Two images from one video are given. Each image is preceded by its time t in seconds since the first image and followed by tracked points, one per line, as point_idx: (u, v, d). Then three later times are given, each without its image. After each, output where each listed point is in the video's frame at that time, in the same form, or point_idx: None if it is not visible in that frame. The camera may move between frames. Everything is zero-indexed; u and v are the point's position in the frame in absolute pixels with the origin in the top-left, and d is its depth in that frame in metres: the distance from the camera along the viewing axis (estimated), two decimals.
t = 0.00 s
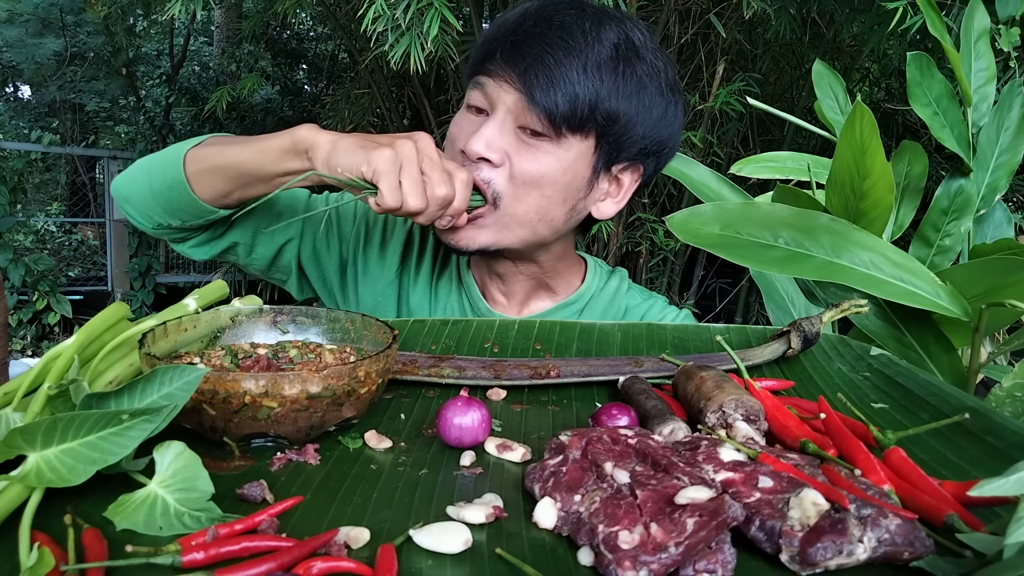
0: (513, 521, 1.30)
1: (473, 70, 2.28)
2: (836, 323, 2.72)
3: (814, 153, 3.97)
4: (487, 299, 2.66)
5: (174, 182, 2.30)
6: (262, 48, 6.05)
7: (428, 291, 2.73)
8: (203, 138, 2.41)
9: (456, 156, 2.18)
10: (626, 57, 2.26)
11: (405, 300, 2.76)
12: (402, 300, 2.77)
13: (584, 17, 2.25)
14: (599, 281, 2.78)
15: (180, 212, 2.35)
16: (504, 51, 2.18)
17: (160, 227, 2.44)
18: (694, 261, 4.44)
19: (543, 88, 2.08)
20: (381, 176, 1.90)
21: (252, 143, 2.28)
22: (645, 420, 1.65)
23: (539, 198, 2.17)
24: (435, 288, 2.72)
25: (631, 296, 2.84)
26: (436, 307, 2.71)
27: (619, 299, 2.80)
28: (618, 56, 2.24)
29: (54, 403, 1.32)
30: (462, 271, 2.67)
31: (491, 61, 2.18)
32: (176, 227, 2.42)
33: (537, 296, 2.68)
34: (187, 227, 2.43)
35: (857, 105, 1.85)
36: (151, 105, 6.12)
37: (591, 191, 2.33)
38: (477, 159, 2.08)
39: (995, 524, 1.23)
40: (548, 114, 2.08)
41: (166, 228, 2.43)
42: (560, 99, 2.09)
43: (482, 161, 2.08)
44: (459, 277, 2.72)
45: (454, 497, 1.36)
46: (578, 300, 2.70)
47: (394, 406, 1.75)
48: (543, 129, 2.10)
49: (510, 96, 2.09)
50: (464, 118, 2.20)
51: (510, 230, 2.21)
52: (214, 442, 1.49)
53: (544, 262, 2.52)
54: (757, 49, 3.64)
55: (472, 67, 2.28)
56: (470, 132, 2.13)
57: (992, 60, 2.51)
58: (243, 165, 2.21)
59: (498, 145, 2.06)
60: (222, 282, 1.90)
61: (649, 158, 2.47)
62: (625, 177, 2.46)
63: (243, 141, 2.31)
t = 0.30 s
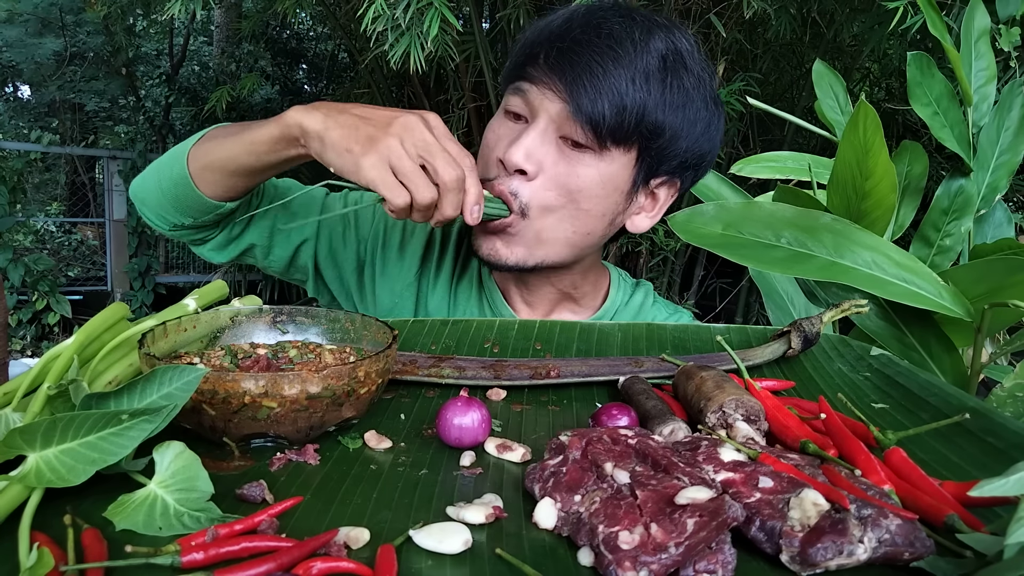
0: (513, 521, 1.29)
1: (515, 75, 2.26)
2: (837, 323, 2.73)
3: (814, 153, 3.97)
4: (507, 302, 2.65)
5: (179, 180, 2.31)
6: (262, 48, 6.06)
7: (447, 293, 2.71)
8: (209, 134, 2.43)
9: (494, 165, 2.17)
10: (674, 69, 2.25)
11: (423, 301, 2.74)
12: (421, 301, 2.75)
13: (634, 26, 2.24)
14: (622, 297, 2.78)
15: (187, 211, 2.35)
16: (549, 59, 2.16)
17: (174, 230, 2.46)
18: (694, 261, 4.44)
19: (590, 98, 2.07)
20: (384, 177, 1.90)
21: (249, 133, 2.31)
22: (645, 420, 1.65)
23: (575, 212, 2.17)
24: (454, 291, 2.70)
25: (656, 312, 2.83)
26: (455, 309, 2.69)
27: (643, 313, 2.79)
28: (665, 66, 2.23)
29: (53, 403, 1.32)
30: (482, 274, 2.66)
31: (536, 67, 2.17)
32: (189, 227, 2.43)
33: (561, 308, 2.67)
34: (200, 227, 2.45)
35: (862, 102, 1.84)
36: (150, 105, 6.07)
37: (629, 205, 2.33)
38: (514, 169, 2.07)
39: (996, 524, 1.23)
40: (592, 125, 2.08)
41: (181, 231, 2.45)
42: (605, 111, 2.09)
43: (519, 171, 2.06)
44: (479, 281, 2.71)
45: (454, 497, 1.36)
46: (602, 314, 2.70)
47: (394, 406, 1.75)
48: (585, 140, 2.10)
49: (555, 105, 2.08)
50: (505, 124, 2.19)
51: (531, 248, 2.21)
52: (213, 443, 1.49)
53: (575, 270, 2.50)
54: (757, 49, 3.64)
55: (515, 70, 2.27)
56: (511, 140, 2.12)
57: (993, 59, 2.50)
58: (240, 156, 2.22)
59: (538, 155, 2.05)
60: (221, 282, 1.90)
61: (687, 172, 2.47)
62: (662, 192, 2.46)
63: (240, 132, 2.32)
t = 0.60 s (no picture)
0: (513, 521, 1.30)
1: (522, 80, 2.25)
2: (836, 323, 2.73)
3: (814, 153, 3.97)
4: (511, 307, 2.65)
5: (178, 207, 2.31)
6: (263, 48, 6.07)
7: (451, 298, 2.73)
8: (207, 155, 2.41)
9: (498, 171, 2.16)
10: (683, 80, 2.24)
11: (427, 307, 2.76)
12: (425, 307, 2.76)
13: (645, 35, 2.22)
14: (625, 298, 2.78)
15: (188, 234, 2.37)
16: (558, 67, 2.15)
17: (176, 248, 2.47)
18: (694, 261, 4.45)
19: (597, 111, 2.06)
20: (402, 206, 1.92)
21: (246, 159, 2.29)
22: (645, 420, 1.65)
23: (577, 222, 2.17)
24: (458, 296, 2.72)
25: (659, 312, 2.83)
26: (459, 314, 2.71)
27: (647, 314, 2.79)
28: (675, 78, 2.22)
29: (54, 403, 1.32)
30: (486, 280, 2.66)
31: (544, 75, 2.16)
32: (192, 246, 2.44)
33: (564, 311, 2.68)
34: (203, 245, 2.46)
35: (862, 101, 1.84)
36: (151, 105, 6.11)
37: (634, 216, 2.34)
38: (517, 178, 2.06)
39: (995, 524, 1.23)
40: (598, 138, 2.07)
41: (184, 249, 2.46)
42: (611, 124, 2.08)
43: (522, 181, 2.06)
44: (483, 284, 2.71)
45: (453, 497, 1.36)
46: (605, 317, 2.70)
47: (394, 406, 1.76)
48: (592, 152, 2.09)
49: (561, 116, 2.07)
50: (511, 132, 2.18)
51: (533, 251, 2.21)
52: (214, 442, 1.49)
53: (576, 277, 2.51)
54: (757, 49, 3.64)
55: (522, 75, 2.25)
56: (517, 148, 2.11)
57: (993, 60, 2.50)
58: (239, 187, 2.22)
59: (543, 165, 2.05)
60: (222, 282, 1.90)
61: (694, 182, 2.47)
62: (667, 203, 2.46)
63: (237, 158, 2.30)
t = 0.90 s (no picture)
0: (513, 522, 1.29)
1: (510, 76, 2.24)
2: (837, 323, 2.73)
3: (815, 152, 3.97)
4: (507, 309, 2.64)
5: (173, 220, 2.30)
6: (261, 47, 6.06)
7: (447, 300, 2.73)
8: (199, 165, 2.36)
9: (489, 173, 2.15)
10: (671, 71, 2.24)
11: (423, 310, 2.76)
12: (421, 310, 2.77)
13: (631, 27, 2.21)
14: (622, 299, 2.77)
15: (183, 241, 2.38)
16: (545, 61, 2.14)
17: (171, 248, 2.47)
18: (694, 261, 4.44)
19: (586, 104, 2.05)
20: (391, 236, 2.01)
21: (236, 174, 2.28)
22: (646, 421, 1.65)
23: (570, 219, 2.16)
24: (453, 300, 2.72)
25: (657, 312, 2.83)
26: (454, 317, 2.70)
27: (644, 314, 2.79)
28: (662, 69, 2.22)
29: (52, 403, 1.32)
30: (480, 283, 2.66)
31: (532, 71, 2.15)
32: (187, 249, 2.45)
33: (561, 312, 2.67)
34: (198, 249, 2.45)
35: (863, 101, 1.83)
36: (149, 105, 6.07)
37: (627, 209, 2.33)
38: (509, 176, 2.04)
39: (997, 525, 1.22)
40: (588, 131, 2.06)
41: (178, 249, 2.46)
42: (600, 117, 2.07)
43: (514, 179, 2.04)
44: (478, 288, 2.71)
45: (453, 498, 1.35)
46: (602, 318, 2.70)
47: (394, 407, 1.75)
48: (582, 146, 2.08)
49: (550, 111, 2.06)
50: (501, 130, 2.17)
51: (532, 254, 2.20)
52: (212, 443, 1.49)
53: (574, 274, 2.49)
54: (757, 48, 3.64)
55: (510, 72, 2.24)
56: (507, 147, 2.10)
57: (994, 59, 2.50)
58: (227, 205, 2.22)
59: (535, 162, 2.03)
60: (220, 282, 1.89)
61: (686, 173, 2.46)
62: (661, 196, 2.45)
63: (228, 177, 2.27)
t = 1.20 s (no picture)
0: (513, 522, 1.29)
1: (500, 85, 2.21)
2: (837, 323, 2.73)
3: (815, 152, 3.97)
4: (506, 309, 2.65)
5: (172, 231, 2.31)
6: (261, 48, 6.07)
7: (446, 300, 2.74)
8: (197, 176, 2.36)
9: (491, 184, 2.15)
10: (662, 69, 2.22)
11: (423, 309, 2.77)
12: (421, 309, 2.78)
13: (618, 28, 2.19)
14: (619, 298, 2.77)
15: (185, 251, 2.39)
16: (536, 69, 2.11)
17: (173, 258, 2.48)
18: (694, 261, 4.44)
19: (584, 110, 2.03)
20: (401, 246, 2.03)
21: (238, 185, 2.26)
22: (646, 421, 1.65)
23: (579, 223, 2.17)
24: (453, 298, 2.72)
25: (655, 312, 2.82)
26: (455, 315, 2.71)
27: (642, 314, 2.79)
28: (653, 68, 2.20)
29: (52, 403, 1.31)
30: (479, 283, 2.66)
31: (523, 80, 2.12)
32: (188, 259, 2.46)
33: (560, 311, 2.66)
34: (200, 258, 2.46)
35: (864, 100, 1.82)
36: (150, 105, 6.08)
37: (628, 207, 2.34)
38: (514, 189, 2.05)
39: (997, 525, 1.22)
40: (588, 137, 2.05)
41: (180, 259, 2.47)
42: (599, 122, 2.06)
43: (519, 192, 2.05)
44: (477, 285, 2.71)
45: (453, 498, 1.35)
46: (601, 317, 2.70)
47: (394, 407, 1.75)
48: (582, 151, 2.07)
49: (548, 121, 2.04)
50: (496, 141, 2.14)
51: (533, 255, 2.20)
52: (212, 443, 1.49)
53: (575, 277, 2.49)
54: (758, 48, 3.63)
55: (499, 81, 2.20)
56: (506, 159, 2.09)
57: (994, 59, 2.50)
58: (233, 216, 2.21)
59: (537, 173, 2.04)
60: (220, 282, 1.89)
61: (682, 167, 2.47)
62: (658, 189, 2.46)
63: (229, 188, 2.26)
